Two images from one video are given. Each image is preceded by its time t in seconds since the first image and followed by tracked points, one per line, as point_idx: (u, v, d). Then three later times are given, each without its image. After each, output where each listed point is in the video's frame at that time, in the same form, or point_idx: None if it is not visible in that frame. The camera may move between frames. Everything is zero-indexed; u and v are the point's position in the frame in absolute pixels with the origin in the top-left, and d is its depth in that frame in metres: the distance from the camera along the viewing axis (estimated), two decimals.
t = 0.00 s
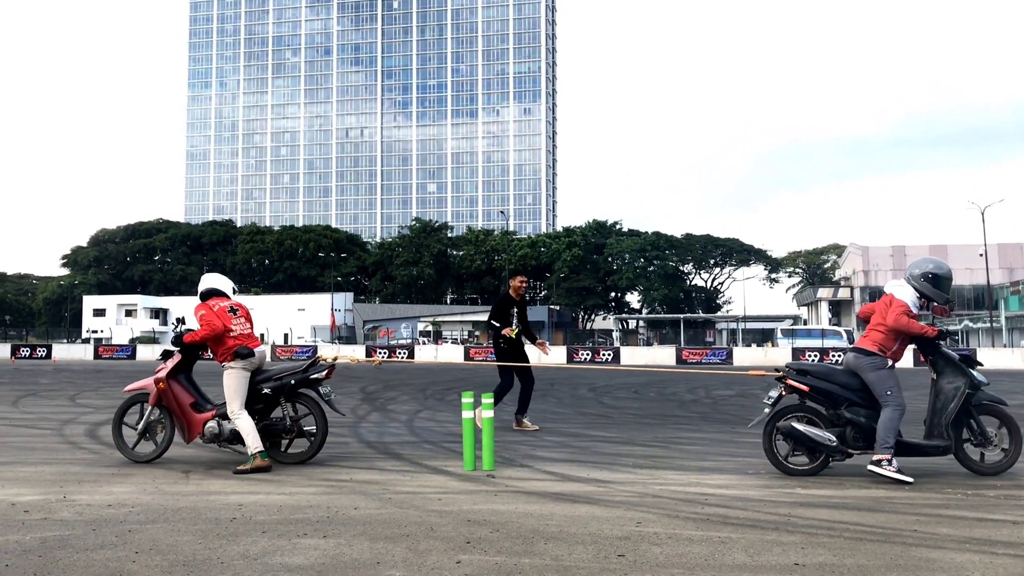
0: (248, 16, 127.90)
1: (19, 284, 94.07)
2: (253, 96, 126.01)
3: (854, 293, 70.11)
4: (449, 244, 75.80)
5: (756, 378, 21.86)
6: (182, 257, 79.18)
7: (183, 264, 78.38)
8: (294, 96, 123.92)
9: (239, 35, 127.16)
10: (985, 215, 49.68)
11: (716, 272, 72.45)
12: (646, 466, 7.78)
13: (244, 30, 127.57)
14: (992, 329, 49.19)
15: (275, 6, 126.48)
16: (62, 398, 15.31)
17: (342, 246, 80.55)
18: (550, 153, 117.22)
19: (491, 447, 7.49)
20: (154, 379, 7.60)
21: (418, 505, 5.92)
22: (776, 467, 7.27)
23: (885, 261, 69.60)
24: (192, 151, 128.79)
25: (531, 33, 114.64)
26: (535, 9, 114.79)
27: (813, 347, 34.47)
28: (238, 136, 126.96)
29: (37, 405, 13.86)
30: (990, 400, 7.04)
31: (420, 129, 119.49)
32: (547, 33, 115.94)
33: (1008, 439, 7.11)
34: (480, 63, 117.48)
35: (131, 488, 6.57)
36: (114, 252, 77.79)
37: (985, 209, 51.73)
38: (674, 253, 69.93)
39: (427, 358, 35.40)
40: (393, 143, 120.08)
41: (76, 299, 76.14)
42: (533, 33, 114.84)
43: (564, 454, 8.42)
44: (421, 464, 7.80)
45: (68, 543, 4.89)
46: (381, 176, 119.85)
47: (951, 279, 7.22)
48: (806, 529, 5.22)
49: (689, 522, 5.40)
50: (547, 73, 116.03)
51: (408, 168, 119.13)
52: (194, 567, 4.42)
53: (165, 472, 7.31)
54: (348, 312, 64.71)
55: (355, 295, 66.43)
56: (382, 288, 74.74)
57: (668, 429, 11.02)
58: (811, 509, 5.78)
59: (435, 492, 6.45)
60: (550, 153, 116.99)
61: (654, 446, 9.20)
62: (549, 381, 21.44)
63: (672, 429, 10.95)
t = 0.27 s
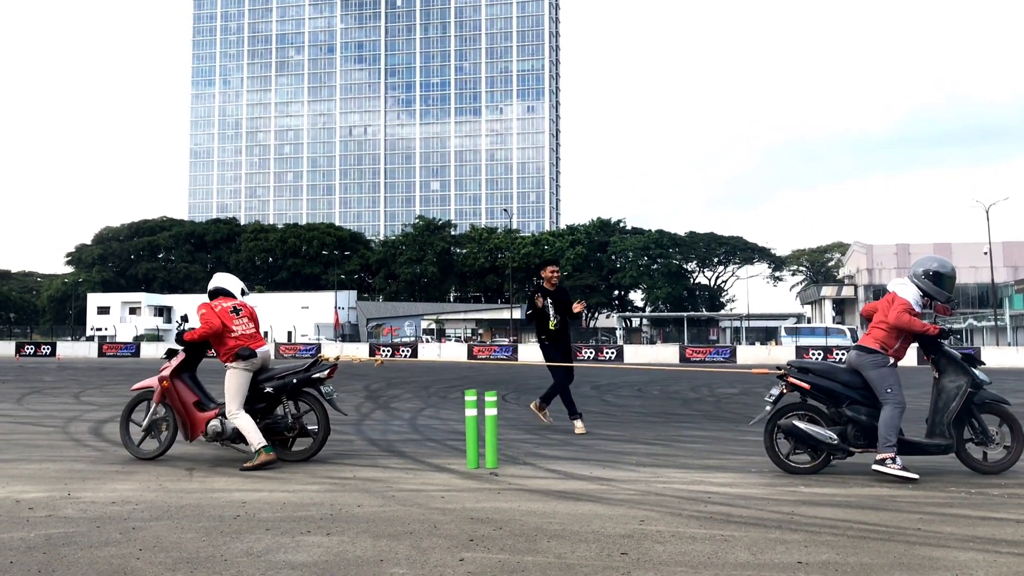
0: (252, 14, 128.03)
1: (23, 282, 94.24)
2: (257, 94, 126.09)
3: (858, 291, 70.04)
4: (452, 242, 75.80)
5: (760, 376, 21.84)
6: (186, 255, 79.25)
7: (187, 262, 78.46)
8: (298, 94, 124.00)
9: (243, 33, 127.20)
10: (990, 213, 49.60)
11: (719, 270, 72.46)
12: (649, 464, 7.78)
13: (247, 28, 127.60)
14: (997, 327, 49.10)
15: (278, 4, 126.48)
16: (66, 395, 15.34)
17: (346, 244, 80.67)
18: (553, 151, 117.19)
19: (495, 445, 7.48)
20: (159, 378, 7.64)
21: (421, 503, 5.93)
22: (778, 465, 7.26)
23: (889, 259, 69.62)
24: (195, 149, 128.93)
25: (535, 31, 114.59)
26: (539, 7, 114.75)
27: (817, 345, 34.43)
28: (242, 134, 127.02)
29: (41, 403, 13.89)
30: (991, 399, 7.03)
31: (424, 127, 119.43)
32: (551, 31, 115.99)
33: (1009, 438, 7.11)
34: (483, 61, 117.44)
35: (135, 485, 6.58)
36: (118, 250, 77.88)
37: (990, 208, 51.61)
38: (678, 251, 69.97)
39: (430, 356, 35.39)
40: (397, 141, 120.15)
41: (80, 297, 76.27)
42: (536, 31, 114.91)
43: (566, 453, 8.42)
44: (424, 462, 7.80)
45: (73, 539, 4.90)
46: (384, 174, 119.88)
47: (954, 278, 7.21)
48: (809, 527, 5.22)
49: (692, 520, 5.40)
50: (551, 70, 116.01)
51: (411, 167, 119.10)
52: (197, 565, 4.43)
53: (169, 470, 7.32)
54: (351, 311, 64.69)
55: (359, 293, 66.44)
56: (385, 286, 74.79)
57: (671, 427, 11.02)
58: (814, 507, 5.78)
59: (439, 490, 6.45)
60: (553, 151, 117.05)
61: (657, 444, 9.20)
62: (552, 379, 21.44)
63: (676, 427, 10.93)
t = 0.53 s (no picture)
0: (257, 14, 128.31)
1: (28, 281, 94.51)
2: (261, 94, 126.30)
3: (863, 291, 69.90)
4: (456, 242, 75.78)
5: (763, 376, 21.81)
6: (190, 255, 79.37)
7: (191, 261, 78.60)
8: (302, 94, 124.18)
9: (247, 33, 127.42)
10: (994, 214, 49.46)
11: (723, 270, 72.45)
12: (652, 463, 7.77)
13: (252, 28, 127.85)
14: (1002, 327, 48.92)
15: (283, 4, 126.60)
16: (70, 394, 15.38)
17: (349, 244, 80.84)
18: (557, 151, 117.11)
19: (499, 445, 7.48)
20: (162, 375, 7.67)
21: (425, 503, 5.94)
22: (779, 465, 7.27)
23: (893, 259, 69.46)
24: (199, 149, 129.12)
25: (539, 30, 114.57)
26: (543, 7, 114.75)
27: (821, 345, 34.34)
28: (246, 134, 127.16)
29: (45, 402, 13.92)
30: (994, 400, 7.00)
31: (428, 126, 119.38)
32: (555, 31, 115.93)
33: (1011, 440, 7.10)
34: (487, 61, 117.46)
35: (140, 484, 6.61)
36: (122, 249, 78.02)
37: (995, 207, 51.40)
38: (682, 251, 69.89)
39: (433, 356, 35.37)
40: (401, 141, 120.14)
41: (84, 296, 76.51)
42: (541, 31, 114.87)
43: (569, 453, 8.41)
44: (427, 462, 7.81)
45: (77, 538, 4.92)
46: (388, 173, 119.87)
47: (959, 279, 7.19)
48: (813, 527, 5.21)
49: (696, 520, 5.40)
50: (555, 70, 115.94)
51: (415, 166, 119.13)
52: (198, 564, 4.44)
53: (175, 469, 7.35)
54: (355, 310, 64.65)
55: (363, 293, 66.42)
56: (389, 286, 74.86)
57: (675, 426, 11.01)
58: (819, 507, 5.76)
59: (442, 489, 6.45)
60: (557, 151, 117.00)
61: (661, 444, 9.19)
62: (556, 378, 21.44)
63: (678, 427, 10.93)
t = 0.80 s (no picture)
0: (256, 16, 128.42)
1: (26, 282, 94.39)
2: (260, 95, 126.34)
3: (861, 293, 69.95)
4: (455, 244, 75.80)
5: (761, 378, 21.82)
6: (189, 256, 79.33)
7: (190, 262, 78.52)
8: (301, 95, 124.20)
9: (246, 34, 127.42)
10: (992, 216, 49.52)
11: (722, 272, 72.49)
12: (651, 465, 7.78)
13: (251, 29, 127.92)
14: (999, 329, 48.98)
15: (282, 6, 126.61)
16: (69, 396, 15.36)
17: (348, 245, 80.80)
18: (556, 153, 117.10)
19: (496, 447, 7.49)
20: (152, 377, 7.66)
21: (423, 505, 5.93)
22: (767, 467, 7.26)
23: (891, 261, 69.50)
24: (198, 150, 129.09)
25: (538, 32, 114.67)
26: (542, 9, 114.87)
27: (819, 347, 34.35)
28: (245, 135, 127.12)
29: (43, 403, 13.93)
30: (982, 403, 7.01)
31: (426, 128, 119.40)
32: (554, 32, 115.98)
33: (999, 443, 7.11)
34: (486, 63, 117.52)
35: (138, 485, 6.60)
36: (121, 250, 77.97)
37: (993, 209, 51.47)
38: (681, 253, 69.94)
39: (432, 357, 35.36)
40: (399, 142, 120.15)
41: (83, 298, 76.51)
42: (539, 32, 114.87)
43: (567, 454, 8.42)
44: (426, 464, 7.81)
45: (74, 539, 4.91)
46: (387, 175, 119.83)
47: (945, 285, 7.24)
48: (811, 529, 5.21)
49: (694, 522, 5.40)
50: (554, 72, 116.00)
51: (414, 168, 119.21)
52: (198, 566, 4.44)
53: (173, 471, 7.34)
54: (354, 311, 64.57)
55: (361, 294, 66.31)
56: (388, 288, 74.84)
57: (673, 429, 11.03)
58: (816, 510, 5.77)
59: (441, 491, 6.45)
60: (556, 152, 117.04)
61: (658, 446, 9.20)
62: (555, 380, 21.47)
63: (677, 429, 10.94)
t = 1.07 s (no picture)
0: (254, 14, 128.35)
1: (24, 280, 94.32)
2: (259, 94, 126.28)
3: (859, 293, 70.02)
4: (454, 243, 75.84)
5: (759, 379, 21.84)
6: (187, 255, 79.30)
7: (188, 261, 78.47)
8: (300, 94, 124.14)
9: (245, 33, 127.35)
10: (990, 217, 49.58)
11: (720, 272, 72.54)
12: (649, 465, 7.77)
13: (249, 28, 127.88)
14: (997, 329, 49.02)
15: (280, 5, 126.52)
16: (67, 395, 15.37)
17: (347, 244, 80.79)
18: (555, 152, 117.10)
19: (494, 446, 7.49)
20: (138, 376, 7.69)
21: (421, 504, 5.92)
22: (749, 466, 7.25)
23: (890, 261, 69.57)
24: (197, 149, 129.01)
25: (536, 32, 114.67)
26: (541, 8, 114.87)
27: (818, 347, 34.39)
28: (243, 134, 127.07)
29: (41, 402, 13.92)
30: (962, 402, 6.99)
31: (425, 127, 119.33)
32: (553, 31, 115.92)
33: (978, 442, 7.09)
34: (485, 62, 117.49)
35: (136, 484, 6.60)
36: (119, 249, 77.95)
37: (990, 210, 51.52)
38: (679, 253, 69.94)
39: (431, 357, 35.36)
40: (398, 141, 120.07)
41: (81, 296, 76.54)
42: (538, 32, 114.91)
43: (565, 453, 8.42)
44: (425, 463, 7.80)
45: (74, 539, 4.91)
46: (386, 174, 119.74)
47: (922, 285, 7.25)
48: (811, 529, 5.20)
49: (691, 522, 5.40)
50: (552, 71, 115.99)
51: (413, 167, 119.19)
52: (197, 564, 4.44)
53: (172, 470, 7.32)
54: (353, 310, 64.42)
55: (360, 293, 66.23)
56: (387, 287, 74.86)
57: (671, 429, 11.02)
58: (814, 509, 5.78)
59: (439, 491, 6.44)
60: (554, 152, 117.06)
61: (657, 446, 9.19)
62: (554, 380, 21.47)
63: (675, 429, 10.94)
